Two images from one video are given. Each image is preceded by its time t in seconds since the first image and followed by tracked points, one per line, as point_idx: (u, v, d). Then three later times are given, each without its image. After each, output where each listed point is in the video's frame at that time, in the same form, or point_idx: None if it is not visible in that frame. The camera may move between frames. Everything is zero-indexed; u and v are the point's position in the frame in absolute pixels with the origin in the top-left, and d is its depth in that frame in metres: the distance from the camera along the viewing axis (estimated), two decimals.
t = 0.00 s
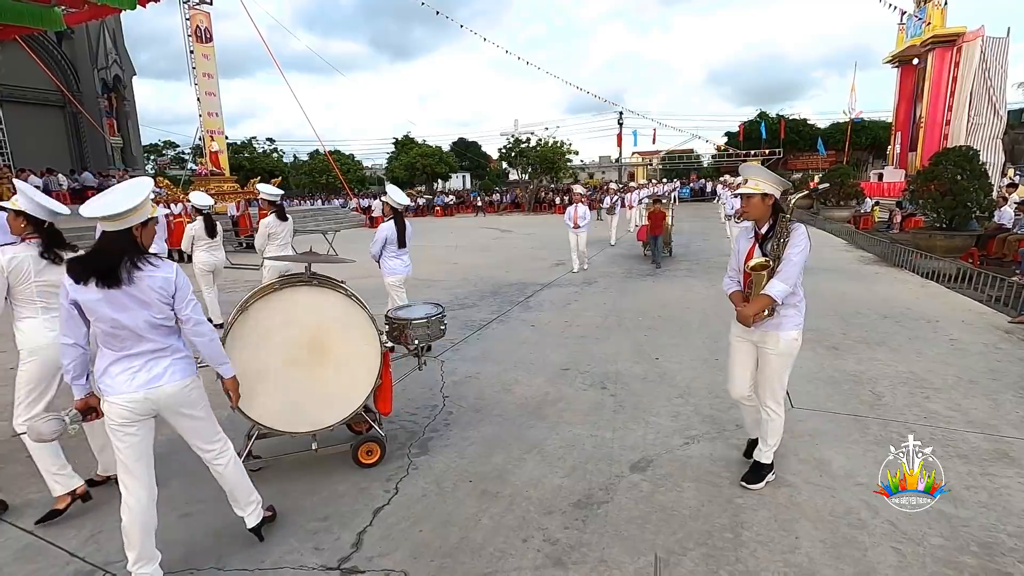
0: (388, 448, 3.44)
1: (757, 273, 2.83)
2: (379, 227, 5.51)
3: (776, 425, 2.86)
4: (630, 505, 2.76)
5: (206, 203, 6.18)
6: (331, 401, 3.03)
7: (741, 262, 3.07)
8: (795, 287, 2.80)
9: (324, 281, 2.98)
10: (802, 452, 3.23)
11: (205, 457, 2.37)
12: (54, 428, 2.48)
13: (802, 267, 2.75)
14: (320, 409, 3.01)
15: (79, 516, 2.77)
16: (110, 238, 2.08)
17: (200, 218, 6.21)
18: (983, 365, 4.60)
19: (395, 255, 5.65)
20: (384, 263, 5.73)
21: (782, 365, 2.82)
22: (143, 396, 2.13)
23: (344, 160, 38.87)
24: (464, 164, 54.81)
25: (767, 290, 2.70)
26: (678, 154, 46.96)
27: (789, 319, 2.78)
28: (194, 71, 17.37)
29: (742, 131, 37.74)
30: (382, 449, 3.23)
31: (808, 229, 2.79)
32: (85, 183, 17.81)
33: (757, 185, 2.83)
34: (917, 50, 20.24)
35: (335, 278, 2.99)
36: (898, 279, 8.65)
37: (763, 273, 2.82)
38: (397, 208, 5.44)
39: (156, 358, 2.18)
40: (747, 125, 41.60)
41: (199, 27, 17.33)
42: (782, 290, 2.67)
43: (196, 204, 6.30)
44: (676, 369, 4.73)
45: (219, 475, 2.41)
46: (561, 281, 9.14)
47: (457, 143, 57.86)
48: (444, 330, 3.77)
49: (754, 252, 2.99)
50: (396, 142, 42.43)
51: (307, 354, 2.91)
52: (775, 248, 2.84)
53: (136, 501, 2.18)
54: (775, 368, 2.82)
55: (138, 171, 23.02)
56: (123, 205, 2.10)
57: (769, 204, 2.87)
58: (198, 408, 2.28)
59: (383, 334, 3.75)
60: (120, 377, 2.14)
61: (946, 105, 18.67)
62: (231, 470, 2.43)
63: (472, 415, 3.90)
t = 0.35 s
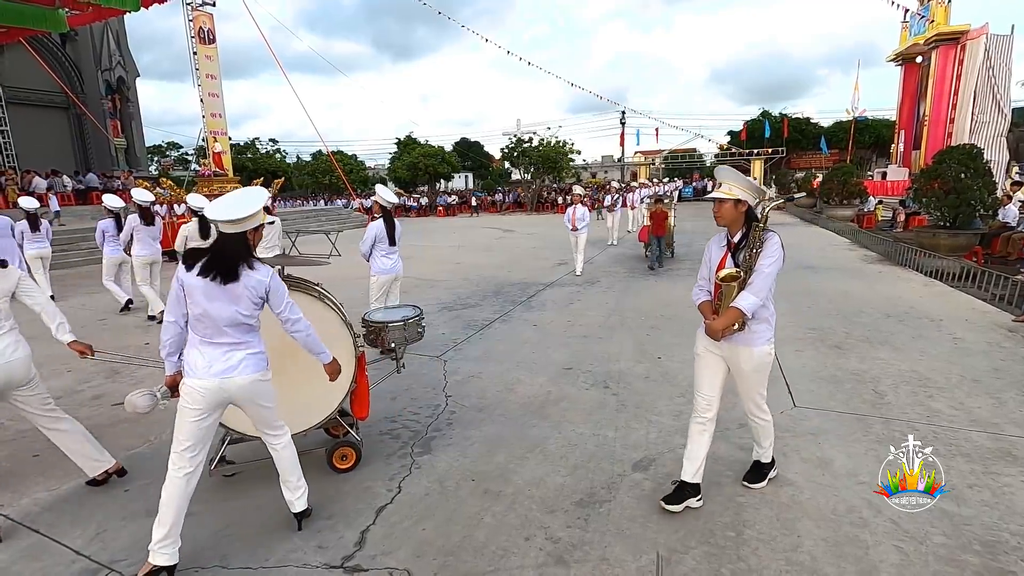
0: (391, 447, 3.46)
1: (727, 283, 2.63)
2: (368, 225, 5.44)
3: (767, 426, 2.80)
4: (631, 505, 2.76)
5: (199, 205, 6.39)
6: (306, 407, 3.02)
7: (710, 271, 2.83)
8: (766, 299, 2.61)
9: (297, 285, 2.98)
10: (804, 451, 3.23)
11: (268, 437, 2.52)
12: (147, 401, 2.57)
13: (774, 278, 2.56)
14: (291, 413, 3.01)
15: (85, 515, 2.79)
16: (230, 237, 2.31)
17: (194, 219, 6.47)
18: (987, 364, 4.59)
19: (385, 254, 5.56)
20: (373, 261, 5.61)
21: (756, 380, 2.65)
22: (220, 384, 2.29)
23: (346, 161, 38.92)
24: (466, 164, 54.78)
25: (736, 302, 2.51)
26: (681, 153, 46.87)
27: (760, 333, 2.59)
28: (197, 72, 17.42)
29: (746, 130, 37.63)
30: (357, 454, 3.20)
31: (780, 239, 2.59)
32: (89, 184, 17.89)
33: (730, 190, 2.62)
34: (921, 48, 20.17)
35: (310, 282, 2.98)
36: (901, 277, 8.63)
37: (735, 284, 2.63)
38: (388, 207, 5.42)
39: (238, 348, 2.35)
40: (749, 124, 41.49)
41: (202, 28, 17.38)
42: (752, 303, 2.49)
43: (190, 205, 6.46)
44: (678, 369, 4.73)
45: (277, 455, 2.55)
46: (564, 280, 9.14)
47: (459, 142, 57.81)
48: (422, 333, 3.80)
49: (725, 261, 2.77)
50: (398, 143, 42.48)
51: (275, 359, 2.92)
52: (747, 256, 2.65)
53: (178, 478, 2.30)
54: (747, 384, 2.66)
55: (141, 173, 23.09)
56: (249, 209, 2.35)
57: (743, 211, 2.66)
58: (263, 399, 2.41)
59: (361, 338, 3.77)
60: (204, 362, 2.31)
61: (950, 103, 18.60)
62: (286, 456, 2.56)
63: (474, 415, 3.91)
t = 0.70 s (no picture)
0: (392, 447, 3.47)
1: (692, 285, 2.41)
2: (356, 228, 5.42)
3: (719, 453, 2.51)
4: (631, 504, 2.77)
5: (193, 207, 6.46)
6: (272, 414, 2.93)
7: (672, 273, 2.63)
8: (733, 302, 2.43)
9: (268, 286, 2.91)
10: (805, 450, 3.24)
11: (281, 434, 2.53)
12: (190, 379, 2.64)
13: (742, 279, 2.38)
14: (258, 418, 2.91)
15: (88, 515, 2.81)
16: (292, 239, 2.47)
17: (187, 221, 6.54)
18: (988, 363, 4.58)
19: (374, 254, 5.54)
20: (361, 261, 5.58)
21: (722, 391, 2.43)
22: (237, 367, 2.34)
23: (348, 161, 38.95)
24: (467, 164, 54.73)
25: (703, 306, 2.32)
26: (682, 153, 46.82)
27: (727, 336, 2.41)
28: (199, 73, 17.46)
29: (748, 129, 37.56)
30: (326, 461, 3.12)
31: (745, 235, 2.43)
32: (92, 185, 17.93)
33: (694, 184, 2.44)
34: (922, 47, 20.14)
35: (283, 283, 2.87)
36: (903, 277, 8.62)
37: (699, 285, 2.41)
38: (375, 207, 5.46)
39: (264, 337, 2.41)
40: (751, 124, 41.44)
41: (204, 30, 17.41)
42: (723, 305, 2.30)
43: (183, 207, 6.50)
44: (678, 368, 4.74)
45: (287, 455, 2.56)
46: (565, 280, 9.14)
47: (459, 143, 57.83)
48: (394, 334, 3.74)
49: (688, 262, 2.57)
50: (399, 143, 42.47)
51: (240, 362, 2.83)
52: (712, 255, 2.46)
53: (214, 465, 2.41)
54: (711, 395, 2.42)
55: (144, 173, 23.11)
56: (316, 218, 2.52)
57: (707, 208, 2.48)
58: (280, 394, 2.44)
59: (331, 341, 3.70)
60: (233, 343, 2.40)
61: (952, 102, 18.57)
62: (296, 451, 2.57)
63: (475, 414, 3.92)
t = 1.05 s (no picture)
0: (393, 446, 3.48)
1: (662, 301, 2.22)
2: (342, 228, 5.44)
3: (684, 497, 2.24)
4: (632, 503, 2.78)
5: (182, 210, 6.51)
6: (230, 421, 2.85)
7: (644, 286, 2.47)
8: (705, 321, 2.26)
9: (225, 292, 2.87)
10: (805, 449, 3.25)
11: (288, 432, 2.56)
12: (207, 375, 2.51)
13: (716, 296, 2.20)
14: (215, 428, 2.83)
15: (91, 514, 2.82)
16: (304, 240, 2.56)
17: (176, 223, 6.59)
18: (989, 362, 4.58)
19: (361, 254, 5.54)
20: (349, 263, 5.54)
21: (692, 418, 2.23)
22: (266, 361, 2.40)
23: (349, 162, 39.00)
24: (468, 164, 54.75)
25: (673, 323, 2.15)
26: (683, 153, 46.88)
27: (699, 356, 2.22)
28: (201, 74, 17.49)
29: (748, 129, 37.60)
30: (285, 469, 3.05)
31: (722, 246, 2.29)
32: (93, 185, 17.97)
33: (671, 191, 2.27)
34: (924, 46, 20.13)
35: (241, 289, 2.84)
36: (904, 277, 8.62)
37: (672, 302, 2.21)
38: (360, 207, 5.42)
39: (286, 332, 2.51)
40: (752, 123, 41.42)
41: (205, 30, 17.46)
42: (694, 325, 2.13)
43: (172, 209, 6.49)
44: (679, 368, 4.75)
45: (292, 453, 2.57)
46: (566, 280, 9.16)
47: (460, 143, 57.86)
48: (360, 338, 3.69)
49: (661, 275, 2.38)
50: (400, 143, 42.54)
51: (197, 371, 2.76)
52: (687, 269, 2.28)
53: (217, 460, 2.40)
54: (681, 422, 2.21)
55: (146, 174, 23.19)
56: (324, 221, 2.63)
57: (683, 217, 2.30)
58: (297, 387, 2.54)
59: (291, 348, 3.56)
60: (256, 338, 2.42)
61: (953, 102, 18.54)
62: (301, 451, 2.59)
63: (476, 414, 3.93)
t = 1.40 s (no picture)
0: (391, 447, 3.48)
1: (607, 309, 2.09)
2: (329, 228, 5.52)
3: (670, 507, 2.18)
4: (630, 502, 2.79)
5: (170, 209, 6.51)
6: (173, 434, 2.71)
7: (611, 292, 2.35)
8: (663, 333, 2.07)
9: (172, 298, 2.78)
10: (804, 449, 3.25)
11: (282, 434, 2.58)
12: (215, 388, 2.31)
13: (671, 302, 1.99)
14: (161, 439, 2.69)
15: (91, 514, 2.82)
16: (275, 236, 2.58)
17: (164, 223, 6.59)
18: (988, 362, 4.58)
19: (349, 254, 5.56)
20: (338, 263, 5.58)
21: (659, 438, 2.07)
22: (270, 363, 2.45)
23: (348, 162, 39.03)
24: (468, 165, 54.77)
25: (616, 334, 1.97)
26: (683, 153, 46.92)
27: (662, 374, 2.04)
28: (201, 74, 17.50)
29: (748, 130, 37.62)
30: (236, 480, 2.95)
31: (691, 251, 2.11)
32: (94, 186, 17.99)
33: (630, 187, 2.11)
34: (923, 46, 20.15)
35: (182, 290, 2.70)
36: (903, 276, 8.62)
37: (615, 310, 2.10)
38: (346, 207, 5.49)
39: (279, 332, 2.56)
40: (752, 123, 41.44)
41: (205, 30, 17.48)
42: (640, 335, 1.95)
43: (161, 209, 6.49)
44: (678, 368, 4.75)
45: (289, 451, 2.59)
46: (566, 280, 9.18)
47: (461, 143, 57.89)
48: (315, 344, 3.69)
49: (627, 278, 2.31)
50: (400, 143, 42.55)
51: (139, 380, 2.64)
52: (641, 278, 2.12)
53: (229, 461, 2.42)
54: (648, 443, 2.08)
55: (146, 175, 23.21)
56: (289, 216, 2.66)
57: (646, 216, 2.18)
58: (293, 384, 2.61)
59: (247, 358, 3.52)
60: (256, 342, 2.45)
61: (953, 102, 18.54)
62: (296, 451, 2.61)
63: (475, 414, 3.93)
